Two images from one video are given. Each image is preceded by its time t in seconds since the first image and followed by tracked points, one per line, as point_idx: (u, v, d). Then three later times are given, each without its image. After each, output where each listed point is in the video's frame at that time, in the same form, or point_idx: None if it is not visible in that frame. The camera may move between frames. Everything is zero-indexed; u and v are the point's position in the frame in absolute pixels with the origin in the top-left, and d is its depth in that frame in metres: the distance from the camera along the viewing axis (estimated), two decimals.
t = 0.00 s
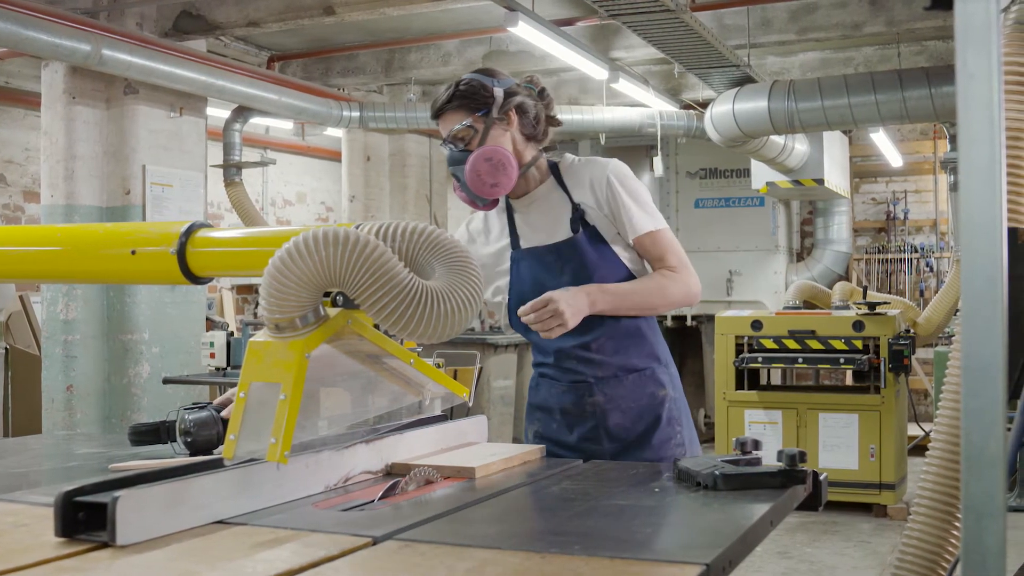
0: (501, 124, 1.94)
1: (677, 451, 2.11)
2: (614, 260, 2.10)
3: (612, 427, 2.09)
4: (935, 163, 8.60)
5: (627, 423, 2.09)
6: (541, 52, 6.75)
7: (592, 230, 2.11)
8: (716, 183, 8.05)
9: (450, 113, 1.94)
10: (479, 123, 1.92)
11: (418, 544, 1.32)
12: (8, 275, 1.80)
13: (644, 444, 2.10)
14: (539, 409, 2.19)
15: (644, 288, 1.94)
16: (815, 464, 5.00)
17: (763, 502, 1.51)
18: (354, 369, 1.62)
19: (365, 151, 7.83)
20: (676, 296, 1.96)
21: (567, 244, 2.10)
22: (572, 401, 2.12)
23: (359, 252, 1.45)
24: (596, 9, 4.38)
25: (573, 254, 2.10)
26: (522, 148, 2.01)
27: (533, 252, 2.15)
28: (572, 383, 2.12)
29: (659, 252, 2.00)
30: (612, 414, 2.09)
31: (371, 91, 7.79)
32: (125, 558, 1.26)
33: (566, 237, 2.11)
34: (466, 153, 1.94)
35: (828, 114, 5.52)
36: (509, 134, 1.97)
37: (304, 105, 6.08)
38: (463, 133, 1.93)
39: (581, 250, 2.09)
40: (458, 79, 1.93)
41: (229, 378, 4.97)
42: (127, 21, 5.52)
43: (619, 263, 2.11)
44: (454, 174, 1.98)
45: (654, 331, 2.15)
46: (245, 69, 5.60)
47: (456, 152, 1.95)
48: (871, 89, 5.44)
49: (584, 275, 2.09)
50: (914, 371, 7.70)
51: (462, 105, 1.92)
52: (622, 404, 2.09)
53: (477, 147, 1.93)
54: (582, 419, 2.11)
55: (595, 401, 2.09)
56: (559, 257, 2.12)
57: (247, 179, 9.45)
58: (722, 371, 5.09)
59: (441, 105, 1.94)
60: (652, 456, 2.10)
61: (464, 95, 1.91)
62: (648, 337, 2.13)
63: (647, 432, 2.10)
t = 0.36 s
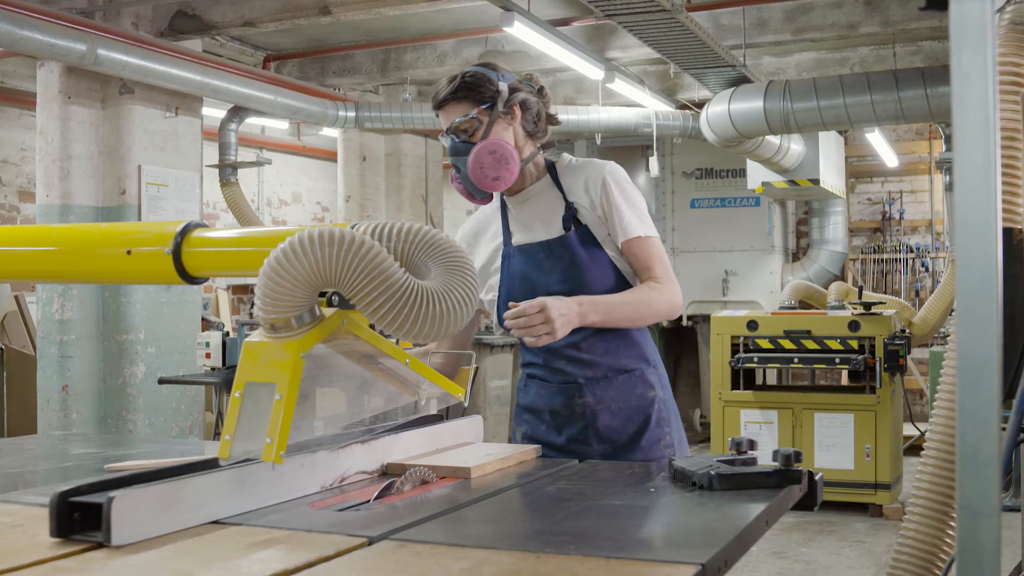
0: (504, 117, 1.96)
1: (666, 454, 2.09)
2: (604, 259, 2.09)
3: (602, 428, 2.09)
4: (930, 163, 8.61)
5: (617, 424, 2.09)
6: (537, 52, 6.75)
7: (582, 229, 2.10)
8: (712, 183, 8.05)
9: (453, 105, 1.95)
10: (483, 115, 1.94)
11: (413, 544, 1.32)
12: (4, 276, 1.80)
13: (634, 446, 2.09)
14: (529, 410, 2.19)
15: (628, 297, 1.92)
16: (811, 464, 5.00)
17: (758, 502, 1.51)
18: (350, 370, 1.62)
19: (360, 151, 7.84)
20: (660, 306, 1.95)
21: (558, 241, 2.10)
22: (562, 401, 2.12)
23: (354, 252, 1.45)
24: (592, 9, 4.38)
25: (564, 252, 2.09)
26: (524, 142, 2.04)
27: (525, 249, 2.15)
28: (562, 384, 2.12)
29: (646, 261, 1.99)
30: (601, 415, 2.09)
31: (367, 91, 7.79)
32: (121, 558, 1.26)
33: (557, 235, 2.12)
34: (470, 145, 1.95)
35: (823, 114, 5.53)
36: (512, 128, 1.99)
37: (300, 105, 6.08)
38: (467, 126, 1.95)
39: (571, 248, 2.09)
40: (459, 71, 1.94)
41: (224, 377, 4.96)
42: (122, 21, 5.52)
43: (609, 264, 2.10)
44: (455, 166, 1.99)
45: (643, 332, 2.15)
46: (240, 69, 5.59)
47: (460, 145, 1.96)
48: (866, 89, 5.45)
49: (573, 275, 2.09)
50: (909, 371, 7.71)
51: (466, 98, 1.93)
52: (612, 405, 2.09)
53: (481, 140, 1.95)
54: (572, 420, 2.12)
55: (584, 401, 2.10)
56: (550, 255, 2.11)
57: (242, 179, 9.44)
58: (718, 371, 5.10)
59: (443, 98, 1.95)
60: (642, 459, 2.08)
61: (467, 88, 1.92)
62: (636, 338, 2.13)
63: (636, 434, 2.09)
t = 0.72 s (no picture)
0: (553, 113, 2.00)
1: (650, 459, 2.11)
2: (614, 255, 2.10)
3: (587, 427, 2.09)
4: (926, 163, 8.62)
5: (602, 424, 2.09)
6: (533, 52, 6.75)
7: (599, 222, 2.10)
8: (709, 183, 8.04)
9: (508, 102, 1.95)
10: (541, 112, 1.96)
11: (409, 544, 1.32)
12: None
13: (616, 448, 2.10)
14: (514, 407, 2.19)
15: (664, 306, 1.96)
16: (807, 464, 5.00)
17: (754, 502, 1.51)
18: (347, 369, 1.62)
19: (357, 151, 7.86)
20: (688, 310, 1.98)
21: (570, 232, 2.11)
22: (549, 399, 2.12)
23: (350, 252, 1.45)
24: (588, 9, 4.38)
25: (575, 242, 2.11)
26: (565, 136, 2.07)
27: (534, 239, 2.17)
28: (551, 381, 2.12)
29: (671, 268, 2.04)
30: (588, 414, 2.09)
31: (363, 91, 7.79)
32: (116, 558, 1.26)
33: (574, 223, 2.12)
34: (529, 142, 1.97)
35: (819, 114, 5.53)
36: (556, 121, 2.03)
37: (296, 105, 6.08)
38: (525, 122, 1.96)
39: (583, 239, 2.10)
40: (506, 65, 1.92)
41: (220, 377, 4.96)
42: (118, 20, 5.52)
43: (619, 260, 2.11)
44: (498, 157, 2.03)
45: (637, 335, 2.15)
46: (236, 69, 5.59)
47: (518, 143, 1.98)
48: (862, 90, 5.45)
49: (579, 266, 2.10)
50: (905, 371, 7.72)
51: (523, 94, 1.94)
52: (599, 405, 2.09)
53: (540, 137, 1.98)
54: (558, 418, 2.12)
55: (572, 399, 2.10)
56: (559, 245, 2.13)
57: (238, 179, 9.44)
58: (714, 371, 5.10)
59: (496, 95, 1.94)
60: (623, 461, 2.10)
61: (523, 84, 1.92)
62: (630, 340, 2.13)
63: (621, 437, 2.10)
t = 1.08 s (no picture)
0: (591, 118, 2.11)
1: (657, 458, 2.15)
2: (638, 257, 2.14)
3: (599, 425, 2.11)
4: (921, 163, 8.63)
5: (613, 422, 2.11)
6: (529, 52, 6.74)
7: (626, 226, 2.14)
8: (705, 183, 8.13)
9: (554, 106, 2.04)
10: (584, 118, 2.06)
11: (404, 543, 1.32)
12: None
13: (625, 447, 2.13)
14: (520, 407, 2.19)
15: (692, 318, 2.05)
16: (803, 464, 5.01)
17: (749, 502, 1.51)
18: (342, 369, 1.62)
19: (352, 151, 7.86)
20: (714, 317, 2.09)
21: (596, 231, 2.14)
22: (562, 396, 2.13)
23: (345, 253, 1.45)
24: (584, 9, 4.38)
25: (601, 242, 2.13)
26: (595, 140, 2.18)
27: (557, 235, 2.18)
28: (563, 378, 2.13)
29: (699, 276, 2.12)
30: (600, 412, 2.11)
31: (358, 91, 7.78)
32: (111, 559, 1.26)
33: (600, 224, 2.15)
34: (573, 148, 2.06)
35: (815, 114, 5.54)
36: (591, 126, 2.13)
37: (291, 105, 6.07)
38: (570, 128, 2.06)
39: (609, 239, 2.13)
40: (551, 67, 1.99)
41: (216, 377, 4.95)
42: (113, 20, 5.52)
43: (642, 264, 2.15)
44: (539, 160, 2.08)
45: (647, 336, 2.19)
46: (232, 68, 5.58)
47: (562, 147, 2.05)
48: (858, 90, 5.45)
49: (603, 265, 2.13)
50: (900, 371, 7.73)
51: (568, 100, 2.03)
52: (611, 403, 2.11)
53: (582, 144, 2.07)
54: (568, 416, 2.12)
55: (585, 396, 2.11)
56: (584, 243, 2.15)
57: (234, 179, 9.43)
58: (709, 371, 5.12)
59: (543, 99, 2.02)
60: (632, 459, 2.12)
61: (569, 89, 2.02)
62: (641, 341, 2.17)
63: (631, 435, 2.13)
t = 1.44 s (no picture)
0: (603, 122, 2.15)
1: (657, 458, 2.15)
2: (641, 258, 2.15)
3: (598, 424, 2.12)
4: (916, 163, 8.64)
5: (613, 422, 2.12)
6: (524, 52, 6.74)
7: (630, 227, 2.15)
8: (700, 183, 8.10)
9: (568, 110, 2.08)
10: (597, 121, 2.11)
11: (400, 543, 1.32)
12: None
13: (625, 446, 2.13)
14: (520, 406, 2.19)
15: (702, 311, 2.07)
16: (798, 464, 5.01)
17: (745, 501, 1.51)
18: (337, 369, 1.62)
19: (348, 151, 7.85)
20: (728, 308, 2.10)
21: (600, 231, 2.15)
22: (561, 396, 2.14)
23: (341, 252, 1.45)
24: (579, 9, 4.39)
25: (605, 242, 2.14)
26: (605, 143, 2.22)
27: (560, 234, 2.18)
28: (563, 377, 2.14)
29: (708, 270, 2.13)
30: (600, 411, 2.11)
31: (354, 91, 7.79)
32: (106, 559, 1.26)
33: (604, 223, 2.17)
34: (586, 152, 2.10)
35: (810, 114, 5.54)
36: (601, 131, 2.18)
37: (287, 105, 6.07)
38: (582, 131, 2.09)
39: (612, 239, 2.14)
40: (568, 69, 2.03)
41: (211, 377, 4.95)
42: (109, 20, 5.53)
43: (645, 265, 2.16)
44: (551, 162, 2.11)
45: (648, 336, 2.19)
46: (227, 68, 5.58)
47: (575, 150, 2.10)
48: (853, 90, 5.46)
49: (606, 265, 2.14)
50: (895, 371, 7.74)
51: (583, 103, 2.08)
52: (611, 402, 2.12)
53: (594, 148, 2.12)
54: (567, 416, 2.13)
55: (584, 396, 2.12)
56: (587, 243, 2.16)
57: (230, 179, 9.43)
58: (705, 372, 5.11)
59: (559, 102, 2.05)
60: (631, 459, 2.13)
61: (584, 92, 2.06)
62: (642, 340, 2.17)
63: (631, 436, 2.13)
